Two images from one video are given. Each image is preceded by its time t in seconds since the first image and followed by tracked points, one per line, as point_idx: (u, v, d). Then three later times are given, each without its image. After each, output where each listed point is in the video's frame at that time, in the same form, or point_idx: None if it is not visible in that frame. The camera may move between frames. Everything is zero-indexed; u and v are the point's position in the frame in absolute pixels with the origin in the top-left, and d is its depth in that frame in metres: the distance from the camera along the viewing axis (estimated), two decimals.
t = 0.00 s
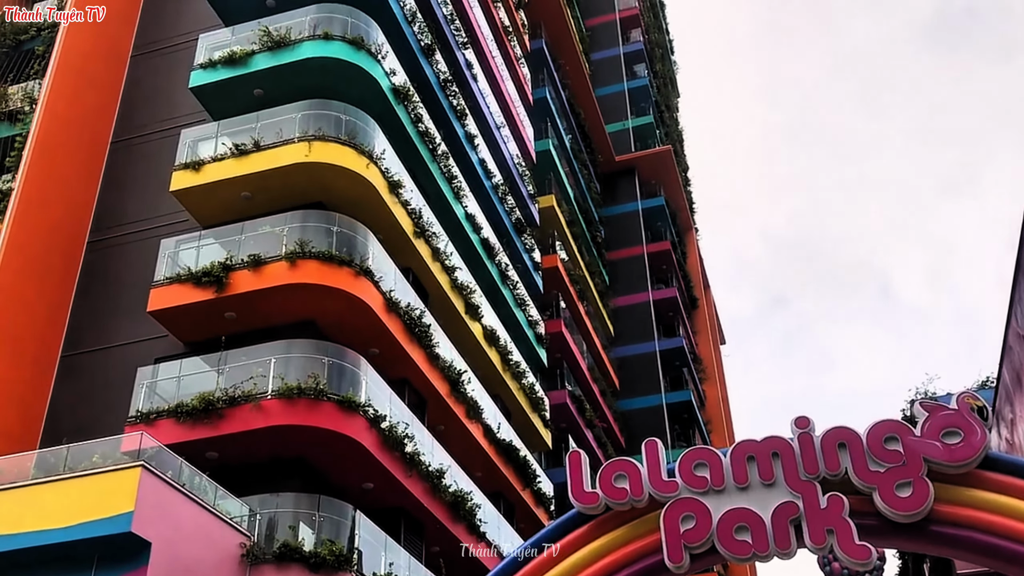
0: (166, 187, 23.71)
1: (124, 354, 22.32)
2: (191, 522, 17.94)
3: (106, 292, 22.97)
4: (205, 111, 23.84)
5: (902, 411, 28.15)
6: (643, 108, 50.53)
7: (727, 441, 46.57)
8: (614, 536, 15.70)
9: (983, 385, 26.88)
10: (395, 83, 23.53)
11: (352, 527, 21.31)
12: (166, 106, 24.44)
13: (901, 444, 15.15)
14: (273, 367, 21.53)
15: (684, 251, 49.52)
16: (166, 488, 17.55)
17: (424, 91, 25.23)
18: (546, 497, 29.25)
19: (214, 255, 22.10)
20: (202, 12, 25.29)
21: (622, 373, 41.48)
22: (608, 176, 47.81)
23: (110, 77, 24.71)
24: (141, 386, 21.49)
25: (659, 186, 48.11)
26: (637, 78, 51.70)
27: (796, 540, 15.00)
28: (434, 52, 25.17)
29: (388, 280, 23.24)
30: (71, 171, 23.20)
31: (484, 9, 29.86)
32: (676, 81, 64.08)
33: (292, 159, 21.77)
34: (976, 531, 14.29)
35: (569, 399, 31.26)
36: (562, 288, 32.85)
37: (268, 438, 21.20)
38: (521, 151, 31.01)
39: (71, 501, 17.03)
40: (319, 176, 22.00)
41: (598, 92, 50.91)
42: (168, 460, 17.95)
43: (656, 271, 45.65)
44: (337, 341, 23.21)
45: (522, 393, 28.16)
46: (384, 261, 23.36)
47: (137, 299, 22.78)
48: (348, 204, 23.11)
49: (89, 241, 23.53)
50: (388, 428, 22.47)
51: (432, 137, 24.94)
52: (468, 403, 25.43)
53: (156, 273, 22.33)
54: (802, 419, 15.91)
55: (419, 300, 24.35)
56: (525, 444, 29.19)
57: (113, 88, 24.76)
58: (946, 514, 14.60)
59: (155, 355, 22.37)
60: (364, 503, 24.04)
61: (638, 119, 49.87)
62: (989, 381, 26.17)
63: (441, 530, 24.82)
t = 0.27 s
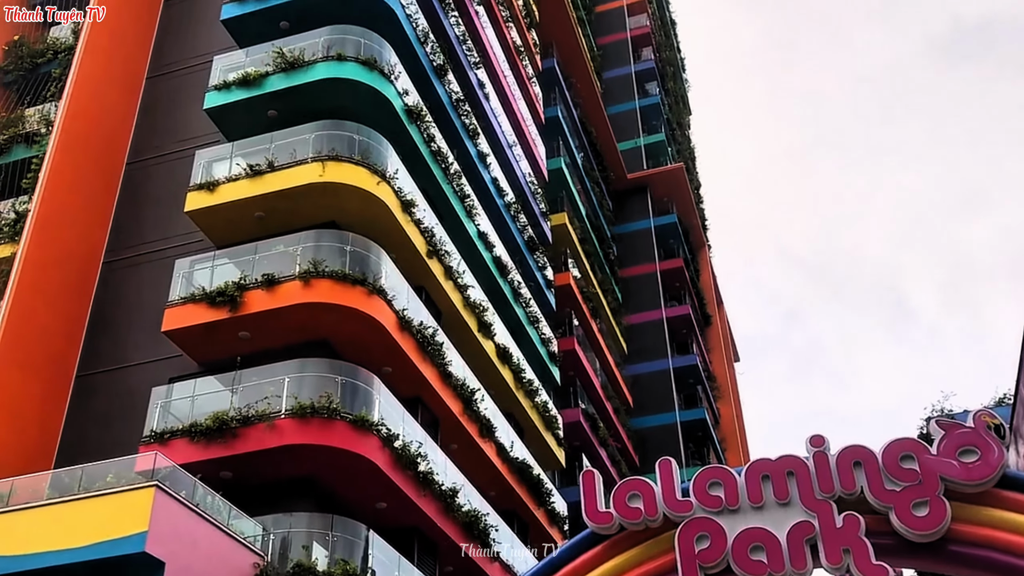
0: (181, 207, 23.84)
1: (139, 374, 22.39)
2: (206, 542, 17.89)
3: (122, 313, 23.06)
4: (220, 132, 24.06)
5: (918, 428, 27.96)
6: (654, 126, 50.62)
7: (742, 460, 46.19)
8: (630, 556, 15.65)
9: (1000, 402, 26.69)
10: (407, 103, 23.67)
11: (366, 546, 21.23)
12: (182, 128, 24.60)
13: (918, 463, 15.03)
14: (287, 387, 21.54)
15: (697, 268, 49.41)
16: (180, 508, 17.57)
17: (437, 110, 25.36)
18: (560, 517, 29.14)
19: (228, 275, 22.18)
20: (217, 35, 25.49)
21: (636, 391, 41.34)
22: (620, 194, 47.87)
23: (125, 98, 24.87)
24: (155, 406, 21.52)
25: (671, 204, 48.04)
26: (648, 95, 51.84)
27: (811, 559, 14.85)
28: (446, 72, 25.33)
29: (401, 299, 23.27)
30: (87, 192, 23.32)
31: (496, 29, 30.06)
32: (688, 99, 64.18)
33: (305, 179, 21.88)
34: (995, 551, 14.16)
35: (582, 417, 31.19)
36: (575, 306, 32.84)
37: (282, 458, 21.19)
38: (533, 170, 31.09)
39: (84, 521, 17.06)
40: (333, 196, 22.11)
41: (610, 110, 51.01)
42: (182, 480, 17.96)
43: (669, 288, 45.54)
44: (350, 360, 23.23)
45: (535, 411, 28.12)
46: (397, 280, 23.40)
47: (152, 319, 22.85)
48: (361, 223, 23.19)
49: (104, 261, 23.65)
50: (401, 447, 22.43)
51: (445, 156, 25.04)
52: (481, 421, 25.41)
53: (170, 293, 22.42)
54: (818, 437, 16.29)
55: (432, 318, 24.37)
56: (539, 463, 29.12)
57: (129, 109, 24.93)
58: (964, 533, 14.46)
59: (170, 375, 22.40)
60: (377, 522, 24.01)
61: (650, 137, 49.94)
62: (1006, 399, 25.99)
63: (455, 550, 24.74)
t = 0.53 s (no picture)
0: (195, 230, 23.98)
1: (152, 395, 22.46)
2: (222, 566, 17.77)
3: (138, 335, 23.16)
4: (234, 156, 24.24)
5: (935, 447, 27.84)
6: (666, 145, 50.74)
7: (756, 481, 45.97)
8: None
9: (1016, 422, 26.65)
10: (420, 126, 23.82)
11: (379, 569, 21.28)
12: (196, 152, 24.79)
13: (935, 484, 15.93)
14: (301, 409, 21.55)
15: (710, 287, 49.33)
16: (194, 531, 17.13)
17: (449, 132, 25.51)
18: (574, 538, 29.03)
19: (242, 297, 22.25)
20: (231, 59, 25.74)
21: (650, 412, 41.22)
22: (632, 214, 47.93)
23: (140, 123, 24.98)
24: (169, 428, 21.53)
25: (683, 223, 48.06)
26: (659, 115, 51.99)
27: None
28: (458, 94, 25.51)
29: (414, 320, 23.30)
30: (102, 217, 23.42)
31: (508, 51, 30.27)
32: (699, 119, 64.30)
33: (319, 201, 22.01)
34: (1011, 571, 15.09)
35: (596, 438, 31.14)
36: (587, 326, 32.84)
37: (296, 480, 21.16)
38: (545, 190, 31.18)
39: (98, 544, 16.67)
40: (346, 218, 22.22)
41: (621, 130, 51.13)
42: (196, 502, 17.54)
43: (682, 307, 45.47)
44: (363, 381, 23.25)
45: (549, 432, 28.09)
46: (410, 301, 23.45)
47: (166, 341, 22.94)
48: (374, 245, 23.28)
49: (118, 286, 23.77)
50: (414, 468, 22.39)
51: (457, 178, 25.15)
52: (494, 443, 25.41)
53: (185, 316, 22.50)
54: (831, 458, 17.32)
55: (445, 339, 24.40)
56: (552, 484, 29.06)
57: (143, 133, 25.05)
58: (982, 554, 15.32)
59: (185, 398, 22.44)
60: (391, 545, 23.95)
61: (661, 157, 50.00)
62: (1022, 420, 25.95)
63: (468, 572, 24.66)
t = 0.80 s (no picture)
0: (209, 254, 24.09)
1: (165, 418, 22.46)
2: None
3: (152, 359, 23.23)
4: (247, 181, 24.40)
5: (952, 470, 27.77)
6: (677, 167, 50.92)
7: (772, 504, 45.59)
8: None
9: None
10: (432, 149, 23.93)
11: None
12: (210, 177, 24.98)
13: (950, 507, 17.23)
14: (313, 432, 21.48)
15: (723, 308, 49.26)
16: (207, 556, 16.90)
17: (461, 156, 25.64)
18: (588, 562, 28.80)
19: (255, 321, 22.29)
20: (245, 85, 25.98)
21: (663, 434, 41.03)
22: (644, 236, 48.02)
23: (155, 148, 25.14)
24: (183, 452, 21.51)
25: (695, 244, 48.10)
26: (670, 137, 52.18)
27: None
28: (470, 118, 25.67)
29: (426, 343, 23.27)
30: (117, 243, 23.56)
31: (519, 75, 30.48)
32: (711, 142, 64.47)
33: (332, 225, 22.09)
34: None
35: (609, 461, 31.00)
36: (600, 348, 32.78)
37: (309, 504, 21.06)
38: (557, 212, 31.26)
39: (111, 569, 16.51)
40: (359, 241, 22.29)
41: (632, 152, 51.28)
42: (209, 526, 17.33)
43: (695, 328, 45.34)
44: (376, 405, 23.20)
45: (562, 455, 28.01)
46: (422, 324, 23.45)
47: (178, 364, 22.96)
48: (386, 268, 23.32)
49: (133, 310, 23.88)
50: (427, 492, 22.27)
51: (469, 200, 25.22)
52: (507, 466, 25.38)
53: (198, 340, 22.55)
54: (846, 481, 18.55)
55: (457, 362, 24.36)
56: (566, 507, 28.91)
57: (159, 158, 25.22)
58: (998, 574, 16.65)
59: (200, 421, 22.41)
60: (404, 570, 23.81)
61: (673, 179, 50.11)
62: None
63: None
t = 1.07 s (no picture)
0: (221, 277, 24.15)
1: (176, 442, 22.38)
2: None
3: (165, 382, 23.22)
4: (260, 205, 24.52)
5: (968, 492, 27.57)
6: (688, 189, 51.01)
7: (787, 527, 45.19)
8: None
9: None
10: (444, 173, 24.02)
11: None
12: (223, 202, 25.12)
13: (967, 531, 17.23)
14: (325, 456, 21.41)
15: (735, 329, 49.10)
16: None
17: (472, 179, 25.74)
18: None
19: (268, 344, 22.30)
20: (259, 110, 26.17)
21: (676, 456, 40.80)
22: (655, 258, 48.12)
23: (170, 172, 25.31)
24: (195, 476, 21.45)
25: (707, 266, 48.11)
26: (681, 159, 52.27)
27: None
28: (481, 141, 25.80)
29: (438, 365, 23.23)
30: (131, 267, 23.69)
31: (530, 98, 30.64)
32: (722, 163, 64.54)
33: (344, 248, 22.17)
34: None
35: (622, 483, 30.83)
36: (612, 370, 32.71)
37: (321, 528, 20.92)
38: (568, 235, 31.32)
39: None
40: (371, 264, 22.34)
41: (643, 174, 51.36)
42: (221, 550, 17.16)
43: (707, 350, 45.20)
44: (387, 428, 23.11)
45: (574, 478, 27.89)
46: (434, 346, 23.42)
47: (190, 388, 22.95)
48: (398, 291, 23.33)
49: (147, 333, 23.94)
50: (439, 515, 22.15)
51: (480, 223, 25.27)
52: (520, 489, 25.30)
53: (211, 363, 22.57)
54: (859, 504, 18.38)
55: (469, 385, 24.29)
56: (578, 531, 28.71)
57: (173, 183, 25.39)
58: None
59: (212, 445, 22.26)
60: None
61: (683, 201, 50.16)
62: None
63: None
